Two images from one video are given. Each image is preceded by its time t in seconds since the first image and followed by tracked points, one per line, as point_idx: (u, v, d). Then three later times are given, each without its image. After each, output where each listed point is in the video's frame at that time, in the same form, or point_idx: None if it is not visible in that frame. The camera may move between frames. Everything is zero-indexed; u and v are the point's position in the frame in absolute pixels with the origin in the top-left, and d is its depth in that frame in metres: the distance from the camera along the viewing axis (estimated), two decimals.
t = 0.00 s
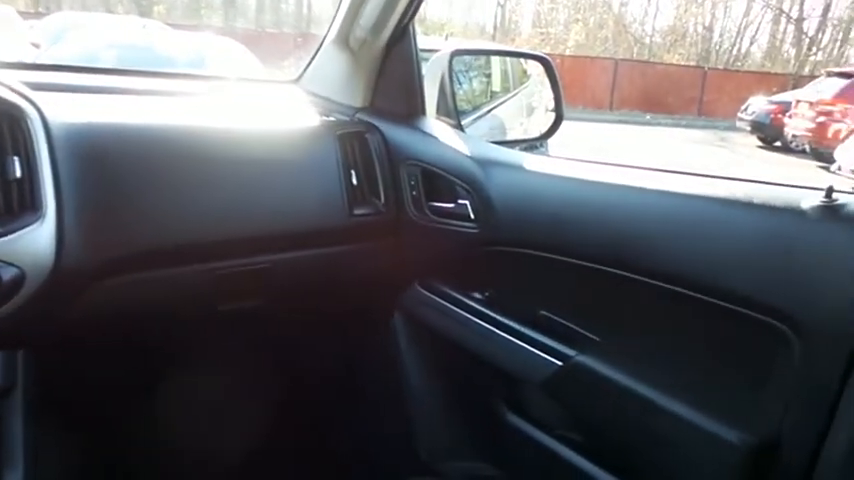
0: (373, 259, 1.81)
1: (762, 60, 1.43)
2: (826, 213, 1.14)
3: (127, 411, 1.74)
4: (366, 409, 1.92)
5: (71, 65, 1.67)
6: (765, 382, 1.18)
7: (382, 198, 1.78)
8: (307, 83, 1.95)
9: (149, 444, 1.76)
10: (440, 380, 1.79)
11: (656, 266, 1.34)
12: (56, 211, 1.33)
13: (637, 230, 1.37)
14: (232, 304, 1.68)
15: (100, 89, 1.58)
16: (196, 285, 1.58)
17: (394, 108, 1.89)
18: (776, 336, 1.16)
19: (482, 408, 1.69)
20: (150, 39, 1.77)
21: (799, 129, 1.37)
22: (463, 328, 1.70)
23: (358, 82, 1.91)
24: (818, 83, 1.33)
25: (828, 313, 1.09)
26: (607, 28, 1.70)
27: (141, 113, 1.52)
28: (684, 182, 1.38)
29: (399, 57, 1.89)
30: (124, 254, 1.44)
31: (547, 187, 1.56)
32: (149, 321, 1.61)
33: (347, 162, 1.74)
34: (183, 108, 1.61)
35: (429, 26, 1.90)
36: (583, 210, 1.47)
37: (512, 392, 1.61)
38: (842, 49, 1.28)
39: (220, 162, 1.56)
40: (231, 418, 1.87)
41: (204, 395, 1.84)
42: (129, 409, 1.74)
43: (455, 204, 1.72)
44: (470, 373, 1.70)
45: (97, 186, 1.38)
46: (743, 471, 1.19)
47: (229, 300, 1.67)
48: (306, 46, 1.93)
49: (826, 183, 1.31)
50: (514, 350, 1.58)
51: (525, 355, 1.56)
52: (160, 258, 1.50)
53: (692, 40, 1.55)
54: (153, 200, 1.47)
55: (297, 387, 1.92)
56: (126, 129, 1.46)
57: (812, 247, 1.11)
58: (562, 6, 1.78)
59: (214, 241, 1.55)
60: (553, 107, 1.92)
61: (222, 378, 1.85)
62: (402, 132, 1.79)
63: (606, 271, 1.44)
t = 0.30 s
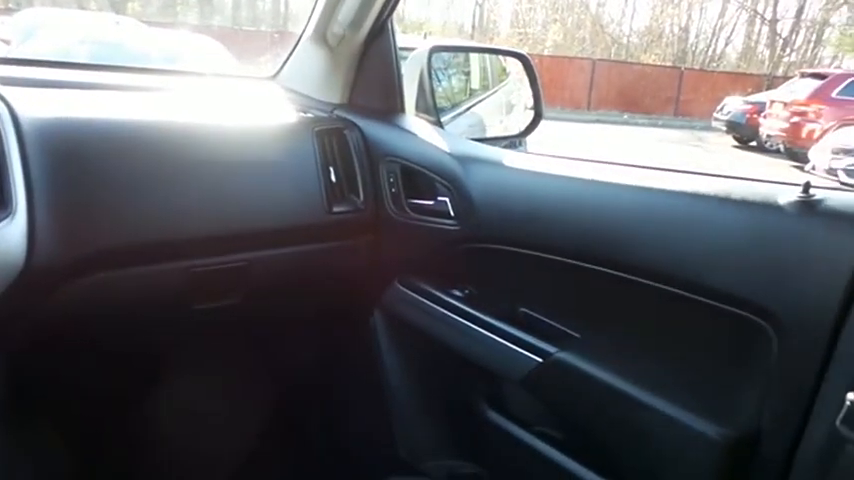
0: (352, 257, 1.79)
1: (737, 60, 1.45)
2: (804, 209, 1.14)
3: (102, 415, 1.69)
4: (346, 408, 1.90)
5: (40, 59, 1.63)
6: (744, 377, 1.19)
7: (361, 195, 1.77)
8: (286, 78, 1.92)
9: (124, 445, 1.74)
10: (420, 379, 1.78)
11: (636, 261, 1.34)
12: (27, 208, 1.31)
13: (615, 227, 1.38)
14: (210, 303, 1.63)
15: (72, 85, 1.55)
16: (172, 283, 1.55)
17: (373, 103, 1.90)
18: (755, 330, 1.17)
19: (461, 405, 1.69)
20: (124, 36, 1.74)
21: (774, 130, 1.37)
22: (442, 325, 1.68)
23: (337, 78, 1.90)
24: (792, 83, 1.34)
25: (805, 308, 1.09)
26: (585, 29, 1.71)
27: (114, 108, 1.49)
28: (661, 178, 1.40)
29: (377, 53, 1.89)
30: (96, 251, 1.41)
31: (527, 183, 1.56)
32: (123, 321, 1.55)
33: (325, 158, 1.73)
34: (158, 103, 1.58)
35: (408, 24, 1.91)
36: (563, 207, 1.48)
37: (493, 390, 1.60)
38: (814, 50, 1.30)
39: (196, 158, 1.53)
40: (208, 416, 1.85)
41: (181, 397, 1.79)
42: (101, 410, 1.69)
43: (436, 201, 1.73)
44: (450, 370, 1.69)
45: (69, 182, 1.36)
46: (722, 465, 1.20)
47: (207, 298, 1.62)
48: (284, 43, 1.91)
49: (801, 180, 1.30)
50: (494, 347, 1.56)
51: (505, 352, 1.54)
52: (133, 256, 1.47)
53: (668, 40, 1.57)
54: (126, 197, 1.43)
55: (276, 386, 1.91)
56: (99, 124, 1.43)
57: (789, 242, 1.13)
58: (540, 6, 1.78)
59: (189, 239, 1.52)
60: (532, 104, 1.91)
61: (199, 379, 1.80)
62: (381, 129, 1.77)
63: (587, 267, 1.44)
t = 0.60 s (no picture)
0: (334, 257, 1.79)
1: (717, 61, 1.47)
2: (784, 207, 1.15)
3: (81, 417, 1.68)
4: (328, 408, 1.89)
5: (17, 57, 1.59)
6: (725, 375, 1.19)
7: (344, 195, 1.76)
8: (266, 77, 1.90)
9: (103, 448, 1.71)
10: (404, 379, 1.77)
11: (618, 259, 1.34)
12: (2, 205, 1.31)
13: (598, 224, 1.38)
14: (189, 304, 1.62)
15: (48, 81, 1.53)
16: (152, 283, 1.53)
17: (355, 103, 1.87)
18: (733, 327, 1.18)
19: (445, 404, 1.68)
20: (103, 34, 1.72)
21: (754, 129, 1.39)
22: (425, 324, 1.68)
23: (319, 76, 1.88)
24: (770, 83, 1.36)
25: (785, 305, 1.10)
26: (568, 28, 1.73)
27: (92, 106, 1.47)
28: (644, 176, 1.40)
29: (361, 50, 1.86)
30: (73, 250, 1.39)
31: (510, 182, 1.56)
32: (103, 321, 1.53)
33: (307, 157, 1.72)
34: (138, 101, 1.56)
35: (391, 23, 1.90)
36: (546, 206, 1.48)
37: (476, 388, 1.60)
38: (793, 50, 1.31)
39: (175, 157, 1.50)
40: (191, 416, 1.83)
41: (161, 398, 1.77)
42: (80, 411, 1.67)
43: (418, 200, 1.71)
44: (433, 369, 1.69)
45: (45, 181, 1.34)
46: (702, 460, 1.20)
47: (189, 297, 1.61)
48: (266, 41, 1.89)
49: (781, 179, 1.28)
50: (478, 347, 1.57)
51: (489, 351, 1.54)
52: (112, 256, 1.44)
53: (650, 41, 1.59)
54: (104, 196, 1.41)
55: (259, 388, 1.89)
56: (76, 123, 1.41)
57: (772, 240, 1.13)
58: (523, 6, 1.82)
59: (168, 238, 1.50)
60: (515, 103, 1.91)
61: (179, 380, 1.79)
62: (363, 127, 1.76)
63: (570, 266, 1.44)
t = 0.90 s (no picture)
0: (317, 258, 1.77)
1: (697, 60, 1.48)
2: (765, 205, 1.15)
3: (60, 423, 1.63)
4: (311, 411, 1.87)
5: None
6: (709, 372, 1.21)
7: (327, 195, 1.75)
8: (247, 76, 1.89)
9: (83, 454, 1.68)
10: (388, 380, 1.76)
11: (602, 258, 1.35)
12: None
13: (582, 223, 1.38)
14: (174, 305, 1.59)
15: (24, 80, 1.50)
16: (132, 285, 1.50)
17: (337, 101, 1.84)
18: (713, 325, 1.20)
19: (430, 405, 1.68)
20: (81, 32, 1.69)
21: (733, 128, 1.40)
22: (408, 324, 1.67)
23: (301, 74, 1.85)
24: (750, 83, 1.38)
25: (766, 304, 1.11)
26: (550, 28, 1.76)
27: (70, 105, 1.44)
28: (627, 175, 1.40)
29: (343, 49, 1.83)
30: (51, 252, 1.37)
31: (494, 181, 1.56)
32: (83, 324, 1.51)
33: (289, 157, 1.70)
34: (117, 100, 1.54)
35: (374, 23, 1.87)
36: (530, 205, 1.48)
37: (460, 388, 1.59)
38: (772, 50, 1.32)
39: (156, 157, 1.48)
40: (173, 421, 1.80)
41: (143, 403, 1.73)
42: (59, 417, 1.63)
43: (401, 200, 1.71)
44: (417, 370, 1.68)
45: (22, 182, 1.32)
46: (686, 458, 1.21)
47: (167, 299, 1.56)
48: (247, 40, 1.87)
49: (763, 176, 1.27)
50: (463, 347, 1.55)
51: (472, 350, 1.53)
52: (91, 258, 1.42)
53: (631, 41, 1.61)
54: (84, 197, 1.39)
55: (242, 390, 1.86)
56: (53, 122, 1.38)
57: (752, 239, 1.14)
58: (506, 6, 1.84)
59: (149, 240, 1.48)
60: (498, 103, 1.93)
61: (160, 385, 1.75)
62: (346, 126, 1.75)
63: (554, 265, 1.44)
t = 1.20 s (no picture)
0: (305, 259, 1.76)
1: (684, 60, 1.50)
2: (751, 205, 1.16)
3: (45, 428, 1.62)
4: (298, 413, 1.86)
5: None
6: (696, 371, 1.21)
7: (314, 196, 1.74)
8: (233, 76, 1.87)
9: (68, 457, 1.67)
10: (377, 381, 1.75)
11: (589, 258, 1.35)
12: None
13: (571, 224, 1.38)
14: (160, 307, 1.57)
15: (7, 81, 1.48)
16: (117, 288, 1.48)
17: (324, 102, 1.83)
18: (703, 325, 1.20)
19: (419, 407, 1.67)
20: (67, 33, 1.67)
21: (720, 128, 1.42)
22: (397, 325, 1.66)
23: (287, 74, 1.84)
24: (736, 83, 1.39)
25: (753, 303, 1.11)
26: (538, 28, 1.73)
27: (54, 106, 1.43)
28: (615, 175, 1.40)
29: (330, 49, 1.82)
30: (35, 256, 1.35)
31: (482, 182, 1.55)
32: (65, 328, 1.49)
33: (276, 158, 1.69)
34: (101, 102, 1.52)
35: (362, 23, 1.86)
36: (518, 206, 1.48)
37: (448, 389, 1.59)
38: (758, 50, 1.33)
39: (140, 158, 1.47)
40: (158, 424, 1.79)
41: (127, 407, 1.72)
42: (43, 422, 1.61)
43: (389, 201, 1.70)
44: (406, 372, 1.67)
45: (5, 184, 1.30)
46: (672, 457, 1.22)
47: (150, 302, 1.54)
48: (233, 40, 1.86)
49: (749, 176, 1.28)
50: (451, 348, 1.55)
51: (461, 351, 1.53)
52: (76, 261, 1.40)
53: (619, 41, 1.61)
54: (68, 199, 1.38)
55: (229, 392, 1.85)
56: (37, 123, 1.37)
57: (740, 239, 1.14)
58: (493, 5, 1.82)
59: (134, 243, 1.46)
60: (486, 103, 1.92)
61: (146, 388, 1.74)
62: (333, 127, 1.74)
63: (543, 265, 1.44)
